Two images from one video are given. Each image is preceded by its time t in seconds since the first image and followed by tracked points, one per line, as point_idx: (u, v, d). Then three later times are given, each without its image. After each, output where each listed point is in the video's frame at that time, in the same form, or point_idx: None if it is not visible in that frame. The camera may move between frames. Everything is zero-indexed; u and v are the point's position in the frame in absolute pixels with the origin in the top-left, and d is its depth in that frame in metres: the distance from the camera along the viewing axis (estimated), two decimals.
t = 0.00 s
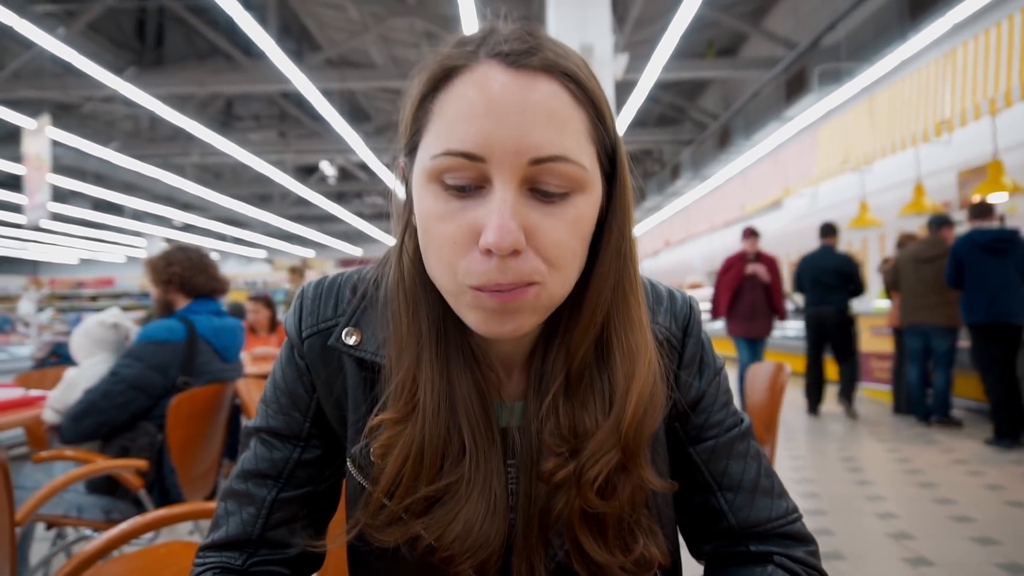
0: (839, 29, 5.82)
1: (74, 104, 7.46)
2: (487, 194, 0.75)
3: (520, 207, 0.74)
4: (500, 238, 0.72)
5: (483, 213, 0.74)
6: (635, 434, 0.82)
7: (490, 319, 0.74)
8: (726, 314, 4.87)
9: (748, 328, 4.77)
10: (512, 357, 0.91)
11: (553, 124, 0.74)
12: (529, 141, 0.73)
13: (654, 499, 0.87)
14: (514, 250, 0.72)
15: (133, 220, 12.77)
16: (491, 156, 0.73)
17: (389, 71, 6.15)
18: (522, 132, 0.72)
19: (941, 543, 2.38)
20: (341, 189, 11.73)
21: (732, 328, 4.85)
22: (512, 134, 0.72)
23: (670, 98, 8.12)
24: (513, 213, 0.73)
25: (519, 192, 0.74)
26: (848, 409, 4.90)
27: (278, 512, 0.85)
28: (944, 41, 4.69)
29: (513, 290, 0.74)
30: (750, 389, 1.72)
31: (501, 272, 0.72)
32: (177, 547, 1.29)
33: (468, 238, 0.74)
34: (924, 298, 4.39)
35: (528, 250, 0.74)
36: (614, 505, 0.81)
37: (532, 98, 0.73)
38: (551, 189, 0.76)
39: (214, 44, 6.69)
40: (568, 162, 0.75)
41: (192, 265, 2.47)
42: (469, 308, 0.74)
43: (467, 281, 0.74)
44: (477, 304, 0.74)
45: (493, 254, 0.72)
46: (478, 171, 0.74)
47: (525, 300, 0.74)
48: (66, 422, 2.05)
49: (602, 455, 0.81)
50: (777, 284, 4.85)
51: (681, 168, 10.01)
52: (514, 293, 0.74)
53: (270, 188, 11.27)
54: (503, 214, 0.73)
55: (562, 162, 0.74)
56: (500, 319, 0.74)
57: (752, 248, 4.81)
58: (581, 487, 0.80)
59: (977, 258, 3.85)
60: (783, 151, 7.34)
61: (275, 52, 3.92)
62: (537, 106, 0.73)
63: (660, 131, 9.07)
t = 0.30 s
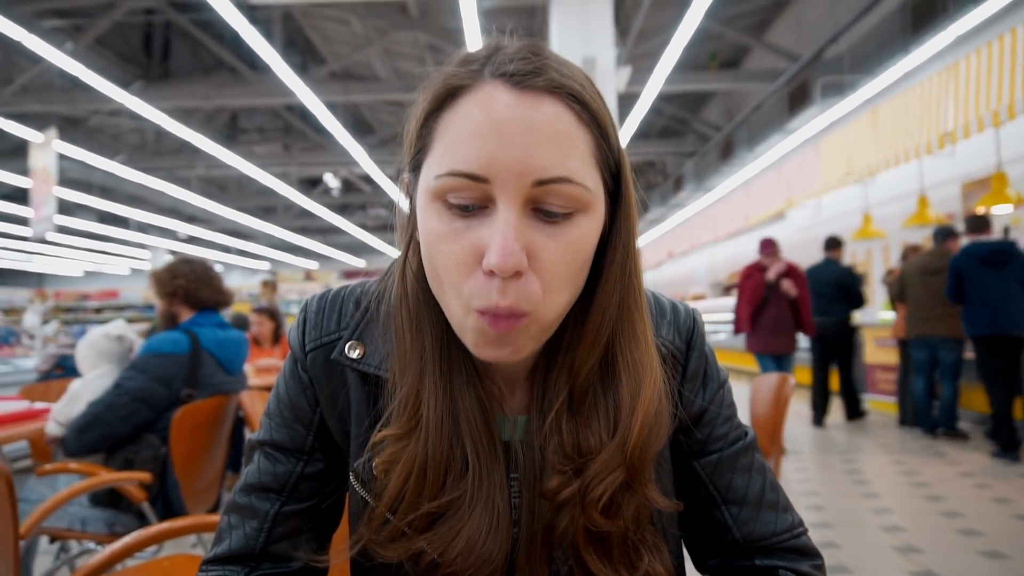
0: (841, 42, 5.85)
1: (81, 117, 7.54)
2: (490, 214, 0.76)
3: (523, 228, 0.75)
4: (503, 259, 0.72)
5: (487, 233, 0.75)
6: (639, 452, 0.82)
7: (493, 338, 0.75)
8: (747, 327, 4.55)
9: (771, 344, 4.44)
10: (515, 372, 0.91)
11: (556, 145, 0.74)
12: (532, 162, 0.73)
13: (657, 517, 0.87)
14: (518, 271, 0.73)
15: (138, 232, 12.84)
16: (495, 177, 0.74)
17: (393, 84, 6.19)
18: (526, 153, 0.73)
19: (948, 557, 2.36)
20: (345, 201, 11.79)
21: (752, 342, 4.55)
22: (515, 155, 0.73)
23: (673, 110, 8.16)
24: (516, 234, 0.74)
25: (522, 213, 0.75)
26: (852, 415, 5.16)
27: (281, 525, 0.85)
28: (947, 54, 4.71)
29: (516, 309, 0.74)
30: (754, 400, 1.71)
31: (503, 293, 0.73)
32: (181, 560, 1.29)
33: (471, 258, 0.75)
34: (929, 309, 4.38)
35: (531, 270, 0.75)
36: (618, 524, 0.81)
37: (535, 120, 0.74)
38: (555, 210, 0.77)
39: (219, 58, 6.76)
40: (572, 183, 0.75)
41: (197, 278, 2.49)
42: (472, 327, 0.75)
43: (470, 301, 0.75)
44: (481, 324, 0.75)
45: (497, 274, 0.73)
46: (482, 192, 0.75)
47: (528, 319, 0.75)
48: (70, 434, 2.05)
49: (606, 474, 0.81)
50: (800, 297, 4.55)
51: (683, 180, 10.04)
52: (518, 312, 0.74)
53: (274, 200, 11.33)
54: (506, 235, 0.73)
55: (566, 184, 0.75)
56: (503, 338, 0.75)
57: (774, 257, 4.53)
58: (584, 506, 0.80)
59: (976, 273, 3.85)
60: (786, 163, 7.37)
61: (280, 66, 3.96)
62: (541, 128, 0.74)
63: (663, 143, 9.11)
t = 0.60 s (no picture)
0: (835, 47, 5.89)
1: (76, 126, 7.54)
2: (485, 221, 0.76)
3: (519, 236, 0.75)
4: (498, 267, 0.73)
5: (482, 241, 0.75)
6: (635, 458, 0.83)
7: (491, 345, 0.76)
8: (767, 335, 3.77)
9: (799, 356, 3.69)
10: (510, 377, 0.91)
11: (551, 154, 0.75)
12: (526, 170, 0.74)
13: (651, 522, 0.87)
14: (513, 278, 0.73)
15: (134, 240, 12.81)
16: (490, 185, 0.74)
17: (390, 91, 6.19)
18: (521, 160, 0.73)
19: (946, 560, 2.36)
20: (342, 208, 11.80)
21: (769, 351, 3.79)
22: (509, 163, 0.73)
23: (668, 115, 8.20)
24: (511, 241, 0.74)
25: (517, 221, 0.75)
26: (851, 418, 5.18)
27: (277, 533, 0.85)
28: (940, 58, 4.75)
29: (512, 316, 0.75)
30: (751, 405, 1.72)
31: (498, 301, 0.73)
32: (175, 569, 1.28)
33: (466, 265, 0.75)
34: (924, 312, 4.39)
35: (526, 278, 0.75)
36: (614, 530, 0.81)
37: (530, 128, 0.74)
38: (550, 217, 0.77)
39: (215, 66, 6.77)
40: (567, 192, 0.76)
41: (193, 285, 2.48)
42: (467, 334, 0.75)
43: (466, 308, 0.75)
44: (477, 330, 0.76)
45: (492, 282, 0.73)
46: (477, 199, 0.75)
47: (523, 326, 0.76)
48: (66, 442, 2.04)
49: (603, 480, 0.81)
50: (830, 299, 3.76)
51: (680, 184, 10.08)
52: (513, 319, 0.75)
53: (270, 207, 11.32)
54: (501, 243, 0.74)
55: (561, 192, 0.75)
56: (501, 345, 0.76)
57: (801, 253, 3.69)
58: (580, 512, 0.81)
59: (967, 277, 3.87)
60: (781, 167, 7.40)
61: (277, 73, 3.97)
62: (535, 136, 0.74)
63: (658, 149, 9.14)
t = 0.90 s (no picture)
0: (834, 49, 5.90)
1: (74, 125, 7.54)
2: (487, 223, 0.76)
3: (519, 238, 0.75)
4: (499, 268, 0.73)
5: (483, 242, 0.75)
6: (635, 461, 0.83)
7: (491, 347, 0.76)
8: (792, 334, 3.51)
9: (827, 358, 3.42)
10: (510, 378, 0.91)
11: (552, 156, 0.75)
12: (527, 172, 0.74)
13: (650, 525, 0.87)
14: (513, 280, 0.74)
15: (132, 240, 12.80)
16: (490, 187, 0.74)
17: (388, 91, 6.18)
18: (522, 162, 0.73)
19: (943, 563, 2.36)
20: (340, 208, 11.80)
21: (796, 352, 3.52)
22: (510, 165, 0.73)
23: (667, 117, 8.22)
24: (512, 243, 0.74)
25: (517, 223, 0.76)
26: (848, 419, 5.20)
27: (276, 533, 0.85)
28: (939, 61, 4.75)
29: (513, 319, 0.75)
30: (749, 407, 1.72)
31: (499, 302, 0.74)
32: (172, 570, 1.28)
33: (467, 268, 0.75)
34: (922, 315, 4.40)
35: (527, 280, 0.75)
36: (613, 533, 0.81)
37: (529, 130, 0.74)
38: (552, 221, 0.78)
39: (214, 66, 6.77)
40: (568, 194, 0.76)
41: (191, 285, 2.48)
42: (467, 336, 0.76)
43: (466, 310, 0.75)
44: (476, 332, 0.76)
45: (493, 284, 0.74)
46: (478, 201, 0.75)
47: (524, 330, 0.76)
48: (64, 442, 2.04)
49: (602, 483, 0.81)
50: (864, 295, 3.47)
51: (678, 186, 10.10)
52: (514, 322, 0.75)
53: (269, 207, 11.32)
54: (501, 245, 0.74)
55: (563, 194, 0.75)
56: (501, 347, 0.76)
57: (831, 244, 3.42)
58: (579, 514, 0.81)
59: (961, 278, 3.88)
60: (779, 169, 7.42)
61: (276, 74, 3.97)
62: (536, 137, 0.75)
63: (657, 150, 9.14)
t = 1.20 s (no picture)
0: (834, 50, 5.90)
1: (75, 125, 7.54)
2: (489, 224, 0.76)
3: (521, 239, 0.75)
4: (501, 269, 0.72)
5: (485, 242, 0.75)
6: (636, 462, 0.82)
7: (492, 348, 0.76)
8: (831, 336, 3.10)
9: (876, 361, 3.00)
10: (510, 378, 0.91)
11: (555, 158, 0.75)
12: (529, 172, 0.74)
13: (650, 525, 0.87)
14: (515, 281, 0.73)
15: (132, 239, 12.79)
16: (492, 186, 0.74)
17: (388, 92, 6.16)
18: (524, 163, 0.73)
19: (943, 564, 2.36)
20: (340, 208, 11.80)
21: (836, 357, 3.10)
22: (512, 165, 0.73)
23: (667, 117, 8.22)
24: (514, 243, 0.74)
25: (520, 224, 0.75)
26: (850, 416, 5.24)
27: (276, 532, 0.85)
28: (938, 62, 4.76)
29: (514, 320, 0.75)
30: (749, 407, 1.71)
31: (501, 303, 0.73)
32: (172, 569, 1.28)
33: (469, 268, 0.75)
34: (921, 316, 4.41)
35: (529, 280, 0.75)
36: (614, 533, 0.81)
37: (532, 130, 0.74)
38: (554, 221, 0.78)
39: (215, 66, 6.77)
40: (569, 194, 0.76)
41: (192, 284, 2.49)
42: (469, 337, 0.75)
43: (468, 311, 0.75)
44: (477, 332, 0.75)
45: (494, 284, 0.73)
46: (480, 201, 0.75)
47: (525, 330, 0.76)
48: (64, 441, 2.04)
49: (602, 483, 0.81)
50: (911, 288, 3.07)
51: (679, 187, 10.10)
52: (515, 323, 0.75)
53: (269, 207, 11.32)
54: (504, 245, 0.74)
55: (565, 194, 0.76)
56: (502, 348, 0.76)
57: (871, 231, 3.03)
58: (580, 515, 0.81)
59: (956, 278, 3.90)
60: (779, 170, 7.41)
61: (276, 74, 3.97)
62: (538, 137, 0.75)
63: (657, 151, 9.14)
